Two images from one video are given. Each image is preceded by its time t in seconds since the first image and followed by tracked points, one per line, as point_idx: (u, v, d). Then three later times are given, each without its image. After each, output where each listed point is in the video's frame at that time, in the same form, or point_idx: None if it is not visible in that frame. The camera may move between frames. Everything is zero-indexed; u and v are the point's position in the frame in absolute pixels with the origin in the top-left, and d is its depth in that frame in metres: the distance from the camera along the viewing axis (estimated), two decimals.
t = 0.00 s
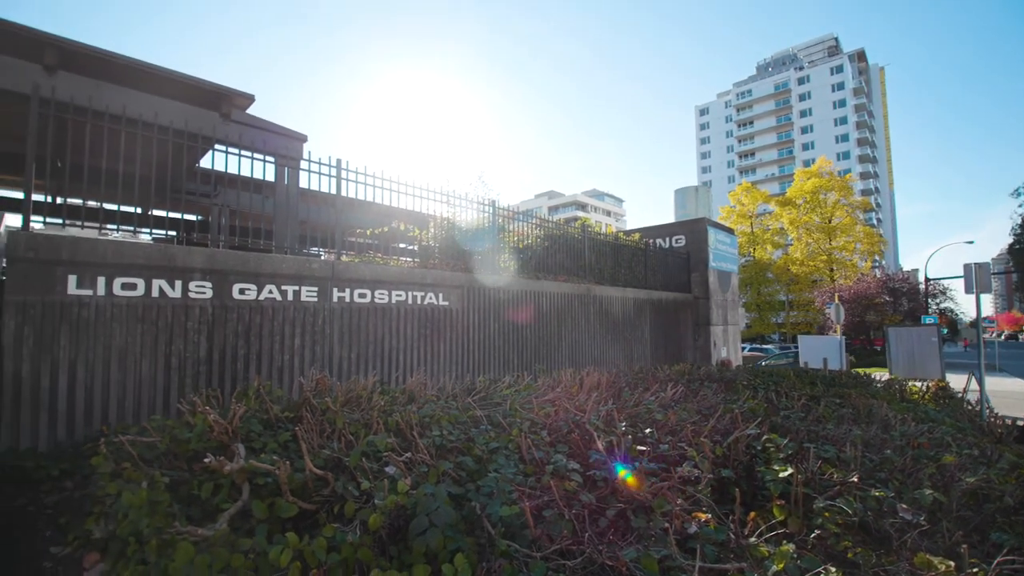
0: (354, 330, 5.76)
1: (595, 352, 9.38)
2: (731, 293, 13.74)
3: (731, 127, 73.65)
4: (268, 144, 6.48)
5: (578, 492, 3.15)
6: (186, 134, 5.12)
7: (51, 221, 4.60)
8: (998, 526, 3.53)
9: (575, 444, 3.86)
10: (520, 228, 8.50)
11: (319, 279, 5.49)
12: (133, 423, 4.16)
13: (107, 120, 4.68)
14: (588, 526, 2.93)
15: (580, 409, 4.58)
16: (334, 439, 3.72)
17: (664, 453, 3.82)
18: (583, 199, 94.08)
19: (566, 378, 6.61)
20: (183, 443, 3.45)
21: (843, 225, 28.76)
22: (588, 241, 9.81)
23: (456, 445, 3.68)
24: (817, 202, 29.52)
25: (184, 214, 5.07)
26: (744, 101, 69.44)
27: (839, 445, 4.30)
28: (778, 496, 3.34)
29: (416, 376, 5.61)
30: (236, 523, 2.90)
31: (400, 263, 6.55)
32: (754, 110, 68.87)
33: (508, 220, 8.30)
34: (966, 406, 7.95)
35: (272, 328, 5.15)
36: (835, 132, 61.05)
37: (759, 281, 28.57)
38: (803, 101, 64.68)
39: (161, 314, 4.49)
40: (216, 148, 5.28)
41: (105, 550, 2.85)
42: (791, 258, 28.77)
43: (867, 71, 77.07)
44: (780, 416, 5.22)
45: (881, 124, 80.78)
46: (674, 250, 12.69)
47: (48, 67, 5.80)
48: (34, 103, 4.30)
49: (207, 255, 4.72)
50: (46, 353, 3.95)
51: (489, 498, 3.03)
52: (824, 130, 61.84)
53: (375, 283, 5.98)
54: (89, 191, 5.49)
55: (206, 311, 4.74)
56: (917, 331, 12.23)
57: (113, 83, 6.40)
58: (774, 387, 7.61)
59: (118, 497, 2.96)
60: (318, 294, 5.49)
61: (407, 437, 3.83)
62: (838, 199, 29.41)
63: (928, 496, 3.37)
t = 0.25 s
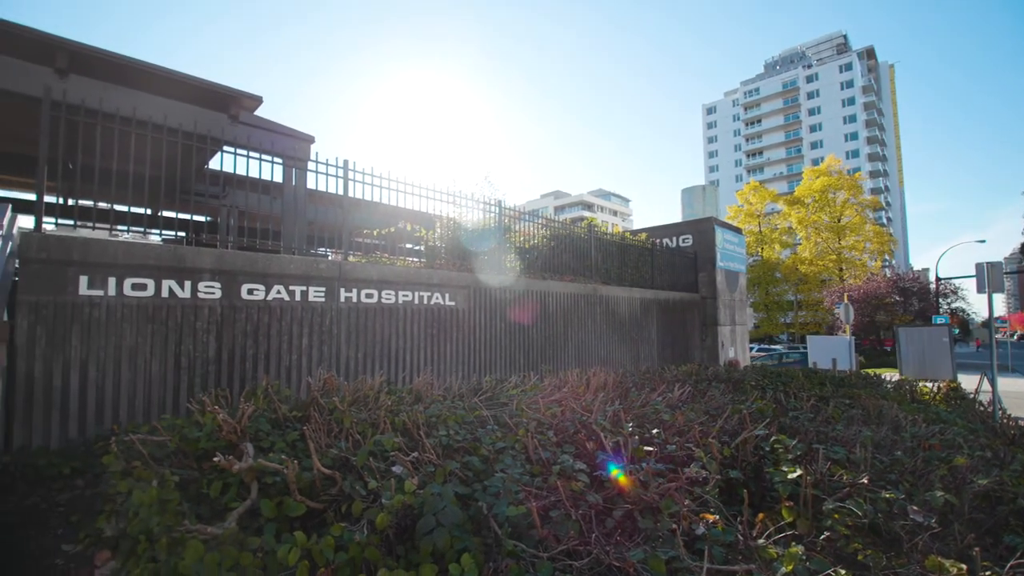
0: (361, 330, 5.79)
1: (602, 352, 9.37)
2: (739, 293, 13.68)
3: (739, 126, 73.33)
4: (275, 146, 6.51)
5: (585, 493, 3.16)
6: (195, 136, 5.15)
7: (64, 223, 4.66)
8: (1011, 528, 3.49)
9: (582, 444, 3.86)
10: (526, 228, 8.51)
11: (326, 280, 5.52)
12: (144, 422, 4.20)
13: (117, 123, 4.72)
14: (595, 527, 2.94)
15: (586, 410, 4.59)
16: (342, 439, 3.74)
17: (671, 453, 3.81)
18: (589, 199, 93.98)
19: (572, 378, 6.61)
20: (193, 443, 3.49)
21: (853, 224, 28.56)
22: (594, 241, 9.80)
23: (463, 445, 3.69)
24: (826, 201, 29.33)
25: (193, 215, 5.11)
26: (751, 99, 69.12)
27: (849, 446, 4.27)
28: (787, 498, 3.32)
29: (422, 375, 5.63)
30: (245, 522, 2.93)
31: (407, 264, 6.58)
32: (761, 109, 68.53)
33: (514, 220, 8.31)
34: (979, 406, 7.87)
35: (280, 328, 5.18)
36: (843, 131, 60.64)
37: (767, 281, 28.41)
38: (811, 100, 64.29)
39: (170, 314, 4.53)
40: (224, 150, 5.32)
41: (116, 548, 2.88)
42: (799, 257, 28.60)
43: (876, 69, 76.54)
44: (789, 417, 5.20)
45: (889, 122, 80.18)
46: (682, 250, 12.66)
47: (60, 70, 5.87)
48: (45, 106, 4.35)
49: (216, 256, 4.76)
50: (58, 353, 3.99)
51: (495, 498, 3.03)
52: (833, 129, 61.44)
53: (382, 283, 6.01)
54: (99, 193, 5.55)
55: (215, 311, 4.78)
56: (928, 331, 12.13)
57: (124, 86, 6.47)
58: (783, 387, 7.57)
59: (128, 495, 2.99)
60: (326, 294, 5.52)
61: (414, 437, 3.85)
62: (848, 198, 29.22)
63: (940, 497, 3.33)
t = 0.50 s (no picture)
0: (368, 330, 5.81)
1: (608, 352, 9.36)
2: (746, 293, 13.62)
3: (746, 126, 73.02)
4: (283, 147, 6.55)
5: (592, 493, 3.16)
6: (204, 137, 5.19)
7: (75, 224, 4.71)
8: None
9: (589, 445, 3.86)
10: (532, 228, 8.51)
11: (333, 280, 5.54)
12: (154, 421, 4.24)
13: (127, 124, 4.77)
14: (602, 528, 2.94)
15: (592, 410, 4.59)
16: (349, 438, 3.76)
17: (678, 454, 3.81)
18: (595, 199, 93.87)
19: (578, 378, 6.61)
20: (202, 442, 3.51)
21: (861, 223, 28.37)
22: (600, 241, 9.80)
23: (469, 445, 3.70)
24: (834, 200, 29.16)
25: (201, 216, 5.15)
26: (758, 98, 68.82)
27: (858, 447, 4.24)
28: (795, 499, 3.31)
29: (429, 376, 5.64)
30: (254, 520, 2.95)
31: (413, 264, 6.61)
32: (768, 108, 68.21)
33: (520, 220, 8.32)
34: (990, 407, 7.79)
35: (288, 328, 5.21)
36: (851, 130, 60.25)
37: (775, 281, 28.26)
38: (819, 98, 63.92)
39: (179, 314, 4.57)
40: (232, 151, 5.36)
41: (126, 545, 2.91)
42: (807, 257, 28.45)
43: (885, 67, 76.03)
44: (797, 418, 5.17)
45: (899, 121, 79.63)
46: (688, 249, 12.63)
47: (70, 73, 5.94)
48: (57, 108, 4.40)
49: (224, 256, 4.80)
50: (69, 352, 4.04)
51: (502, 498, 3.03)
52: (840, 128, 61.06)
53: (388, 284, 6.03)
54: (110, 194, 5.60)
55: (223, 312, 4.81)
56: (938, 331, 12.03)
57: (133, 88, 6.53)
58: (791, 388, 7.52)
59: (139, 494, 3.01)
60: (333, 294, 5.55)
61: (420, 436, 3.86)
62: (856, 197, 29.03)
63: (950, 499, 3.30)
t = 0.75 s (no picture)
0: (374, 330, 5.83)
1: (613, 352, 9.36)
2: (753, 293, 13.57)
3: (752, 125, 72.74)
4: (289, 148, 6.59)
5: (598, 494, 3.16)
6: (211, 138, 5.22)
7: (84, 225, 4.76)
8: None
9: (594, 445, 3.86)
10: (537, 228, 8.52)
11: (339, 280, 5.57)
12: (161, 420, 4.27)
13: (135, 126, 4.81)
14: (608, 529, 2.94)
15: (598, 410, 4.59)
16: (355, 438, 3.78)
17: (684, 454, 3.80)
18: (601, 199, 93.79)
19: (583, 378, 6.62)
20: (209, 441, 3.54)
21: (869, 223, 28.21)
22: (605, 241, 9.79)
23: (474, 445, 3.70)
24: (841, 199, 29.01)
25: (208, 217, 5.18)
26: (765, 97, 68.54)
27: (866, 449, 4.21)
28: (803, 500, 3.29)
29: (434, 376, 5.66)
30: (260, 519, 2.97)
31: (418, 264, 6.62)
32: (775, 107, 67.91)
33: (525, 220, 8.32)
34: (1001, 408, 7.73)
35: (294, 328, 5.24)
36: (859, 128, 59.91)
37: (782, 281, 28.11)
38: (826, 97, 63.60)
39: (187, 314, 4.60)
40: (239, 152, 5.39)
41: (135, 544, 2.93)
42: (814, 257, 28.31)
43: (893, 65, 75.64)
44: (805, 418, 5.15)
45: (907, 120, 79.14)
46: (694, 249, 12.59)
47: (79, 75, 5.99)
48: (67, 110, 4.44)
49: (231, 257, 4.83)
50: (78, 352, 4.07)
51: (507, 498, 3.03)
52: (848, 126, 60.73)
53: (394, 284, 6.05)
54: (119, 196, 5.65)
55: (230, 312, 4.85)
56: (947, 331, 11.96)
57: (140, 90, 6.57)
58: (799, 389, 7.49)
59: (147, 492, 3.04)
60: (339, 295, 5.57)
61: (426, 436, 3.87)
62: (864, 196, 28.88)
63: (961, 501, 3.27)
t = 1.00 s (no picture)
0: (378, 331, 5.85)
1: (618, 352, 9.34)
2: (758, 293, 13.52)
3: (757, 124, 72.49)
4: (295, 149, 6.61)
5: (602, 494, 3.17)
6: (217, 139, 5.24)
7: (92, 226, 4.79)
8: None
9: (599, 446, 3.87)
10: (541, 228, 8.52)
11: (344, 280, 5.59)
12: (168, 419, 4.30)
13: (142, 127, 4.83)
14: (613, 530, 2.94)
15: (602, 411, 4.59)
16: (360, 437, 3.79)
17: (689, 455, 3.80)
18: (605, 199, 93.84)
19: (587, 379, 6.62)
20: (216, 440, 3.56)
21: (876, 222, 28.05)
22: (610, 240, 9.79)
23: (479, 445, 3.71)
24: (848, 198, 28.88)
25: (215, 218, 5.20)
26: (770, 97, 68.29)
27: (873, 450, 4.19)
28: (809, 501, 3.28)
29: (439, 376, 5.67)
30: (266, 518, 2.99)
31: (423, 264, 6.64)
32: (780, 106, 67.66)
33: (529, 219, 8.33)
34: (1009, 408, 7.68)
35: (300, 328, 5.26)
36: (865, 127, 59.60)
37: (788, 281, 27.89)
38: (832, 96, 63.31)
39: (193, 314, 4.63)
40: (245, 153, 5.42)
41: (142, 542, 2.95)
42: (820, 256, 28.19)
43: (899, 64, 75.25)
44: (811, 419, 5.13)
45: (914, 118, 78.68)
46: (699, 249, 12.57)
47: (86, 77, 6.03)
48: (74, 112, 4.47)
49: (237, 257, 4.86)
50: (86, 352, 4.11)
51: (512, 497, 3.03)
52: (854, 125, 60.44)
53: (398, 284, 6.07)
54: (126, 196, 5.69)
55: (236, 311, 4.87)
56: (954, 331, 11.90)
57: (146, 91, 6.61)
58: (805, 389, 7.46)
59: (154, 491, 3.06)
60: (344, 294, 5.59)
61: (430, 436, 3.89)
62: (871, 194, 28.73)
63: (968, 502, 3.25)
